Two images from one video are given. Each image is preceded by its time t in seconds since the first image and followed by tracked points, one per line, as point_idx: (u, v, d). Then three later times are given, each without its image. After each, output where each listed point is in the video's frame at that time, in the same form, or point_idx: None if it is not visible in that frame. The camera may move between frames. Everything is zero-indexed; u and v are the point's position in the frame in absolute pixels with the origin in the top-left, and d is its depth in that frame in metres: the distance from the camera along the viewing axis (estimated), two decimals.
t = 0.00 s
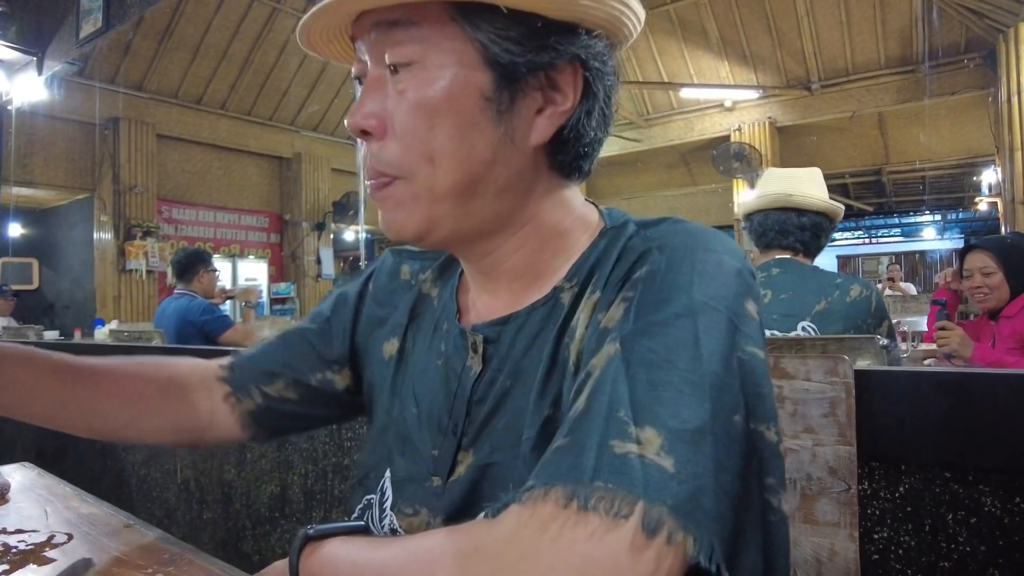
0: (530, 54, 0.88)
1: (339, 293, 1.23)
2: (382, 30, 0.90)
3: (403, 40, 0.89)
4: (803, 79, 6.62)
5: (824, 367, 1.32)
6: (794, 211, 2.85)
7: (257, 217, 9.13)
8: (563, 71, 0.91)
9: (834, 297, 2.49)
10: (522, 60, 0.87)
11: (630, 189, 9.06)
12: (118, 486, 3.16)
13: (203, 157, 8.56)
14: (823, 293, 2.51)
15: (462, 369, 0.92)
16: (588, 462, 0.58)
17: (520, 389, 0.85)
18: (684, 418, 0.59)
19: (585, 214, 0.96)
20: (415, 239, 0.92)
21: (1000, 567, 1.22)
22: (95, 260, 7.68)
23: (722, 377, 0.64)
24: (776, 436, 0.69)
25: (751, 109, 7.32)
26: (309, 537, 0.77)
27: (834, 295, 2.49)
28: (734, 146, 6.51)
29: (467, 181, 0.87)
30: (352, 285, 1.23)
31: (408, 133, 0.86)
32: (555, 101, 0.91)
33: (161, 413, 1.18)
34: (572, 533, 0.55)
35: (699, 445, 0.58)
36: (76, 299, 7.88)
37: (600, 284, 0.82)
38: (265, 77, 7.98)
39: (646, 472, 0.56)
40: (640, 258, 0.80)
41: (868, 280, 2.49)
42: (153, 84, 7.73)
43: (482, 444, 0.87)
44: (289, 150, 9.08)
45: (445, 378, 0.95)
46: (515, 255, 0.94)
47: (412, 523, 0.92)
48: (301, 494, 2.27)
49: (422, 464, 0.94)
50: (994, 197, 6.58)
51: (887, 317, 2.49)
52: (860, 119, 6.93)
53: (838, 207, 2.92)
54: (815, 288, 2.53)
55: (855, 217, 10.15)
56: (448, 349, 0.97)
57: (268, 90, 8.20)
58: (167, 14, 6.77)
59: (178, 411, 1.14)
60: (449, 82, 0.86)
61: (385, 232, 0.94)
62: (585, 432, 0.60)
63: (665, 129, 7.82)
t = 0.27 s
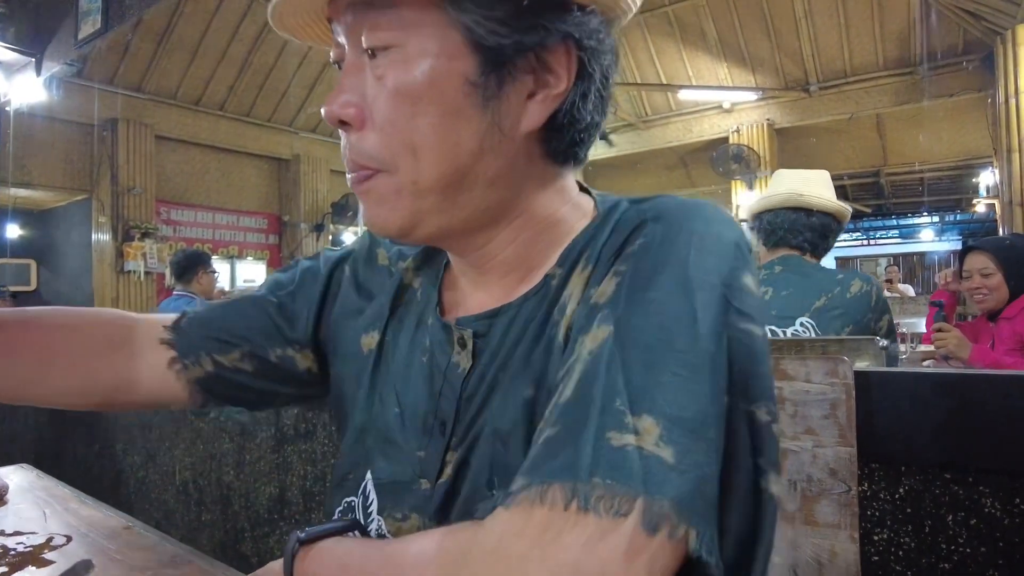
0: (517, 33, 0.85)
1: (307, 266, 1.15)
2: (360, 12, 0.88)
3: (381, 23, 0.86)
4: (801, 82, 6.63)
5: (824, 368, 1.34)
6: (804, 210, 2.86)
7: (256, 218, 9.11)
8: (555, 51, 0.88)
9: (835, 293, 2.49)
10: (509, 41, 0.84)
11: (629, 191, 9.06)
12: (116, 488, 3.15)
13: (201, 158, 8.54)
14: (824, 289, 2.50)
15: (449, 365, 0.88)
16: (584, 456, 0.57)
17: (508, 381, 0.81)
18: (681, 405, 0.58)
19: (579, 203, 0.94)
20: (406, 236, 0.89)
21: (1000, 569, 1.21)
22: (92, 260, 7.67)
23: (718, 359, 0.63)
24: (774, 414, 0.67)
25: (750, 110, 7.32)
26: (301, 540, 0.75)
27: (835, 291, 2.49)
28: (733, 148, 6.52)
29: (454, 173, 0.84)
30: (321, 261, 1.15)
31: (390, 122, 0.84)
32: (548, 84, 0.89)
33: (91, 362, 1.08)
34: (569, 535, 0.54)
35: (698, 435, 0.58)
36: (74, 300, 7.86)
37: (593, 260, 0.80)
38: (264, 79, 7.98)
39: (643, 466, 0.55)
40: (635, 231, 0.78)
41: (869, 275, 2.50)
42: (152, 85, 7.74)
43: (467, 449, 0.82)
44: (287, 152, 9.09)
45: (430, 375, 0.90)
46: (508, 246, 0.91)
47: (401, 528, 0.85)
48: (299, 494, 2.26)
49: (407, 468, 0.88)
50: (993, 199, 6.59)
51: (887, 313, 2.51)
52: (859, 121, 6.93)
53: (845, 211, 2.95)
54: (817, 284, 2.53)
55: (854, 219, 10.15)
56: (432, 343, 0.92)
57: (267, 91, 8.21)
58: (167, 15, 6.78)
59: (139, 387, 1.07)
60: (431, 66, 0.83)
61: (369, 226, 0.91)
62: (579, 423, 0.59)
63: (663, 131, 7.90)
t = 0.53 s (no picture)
0: (506, 32, 0.82)
1: (297, 266, 1.14)
2: (343, 15, 0.86)
3: (364, 26, 0.83)
4: (802, 82, 6.63)
5: (823, 374, 1.34)
6: (811, 211, 2.88)
7: (256, 218, 9.13)
8: (547, 46, 0.85)
9: (837, 292, 2.49)
10: (497, 40, 0.81)
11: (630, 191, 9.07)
12: (118, 488, 3.17)
13: (202, 158, 8.54)
14: (826, 288, 2.51)
15: (439, 370, 0.87)
16: (581, 461, 0.57)
17: (500, 382, 0.79)
18: (677, 407, 0.59)
19: (575, 204, 0.94)
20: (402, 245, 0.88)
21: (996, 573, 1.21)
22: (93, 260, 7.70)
23: (714, 355, 0.63)
24: (767, 410, 0.67)
25: (750, 110, 7.34)
26: (301, 549, 0.74)
27: (837, 290, 2.50)
28: (733, 148, 6.53)
29: (444, 180, 0.82)
30: (307, 263, 1.14)
31: (376, 129, 0.82)
32: (541, 81, 0.86)
33: (72, 367, 1.10)
34: (568, 543, 0.54)
35: (695, 437, 0.58)
36: (75, 301, 7.87)
37: (587, 250, 0.79)
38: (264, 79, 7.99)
39: (639, 471, 0.55)
40: (629, 222, 0.77)
41: (870, 273, 2.50)
42: (153, 86, 7.74)
43: (454, 449, 0.80)
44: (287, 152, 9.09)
45: (419, 381, 0.88)
46: (504, 249, 0.90)
47: (397, 537, 0.83)
48: (301, 496, 2.27)
49: (398, 474, 0.87)
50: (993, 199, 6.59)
51: (889, 311, 2.52)
52: (859, 122, 6.93)
53: (850, 215, 2.97)
54: (819, 284, 2.53)
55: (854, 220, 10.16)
56: (423, 349, 0.90)
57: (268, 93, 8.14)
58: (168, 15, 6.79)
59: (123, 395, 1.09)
60: (417, 68, 0.81)
61: (359, 235, 0.89)
62: (574, 427, 0.59)
63: (664, 131, 7.97)
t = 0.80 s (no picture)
0: (529, 53, 0.85)
1: (327, 271, 1.18)
2: (371, 40, 0.89)
3: (394, 51, 0.87)
4: (806, 81, 6.65)
5: (833, 375, 1.36)
6: (821, 212, 2.91)
7: (262, 217, 9.17)
8: (570, 63, 0.87)
9: (844, 291, 2.53)
10: (522, 62, 0.85)
11: (633, 189, 9.09)
12: (131, 485, 3.21)
13: (207, 157, 8.57)
14: (833, 287, 2.55)
15: (468, 367, 0.90)
16: (617, 456, 0.61)
17: (529, 379, 0.83)
18: (705, 405, 0.63)
19: (598, 209, 0.98)
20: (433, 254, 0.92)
21: (1001, 566, 1.25)
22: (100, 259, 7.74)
23: (736, 356, 0.67)
24: (785, 407, 0.72)
25: (752, 109, 7.37)
26: (341, 542, 0.78)
27: (844, 289, 2.53)
28: (737, 146, 6.54)
29: (473, 194, 0.86)
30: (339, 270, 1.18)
31: (408, 149, 0.86)
32: (564, 97, 0.88)
33: (125, 369, 1.14)
34: (607, 534, 0.58)
35: (721, 433, 0.62)
36: (82, 299, 7.91)
37: (613, 253, 0.83)
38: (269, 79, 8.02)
39: (672, 464, 0.60)
40: (653, 226, 0.81)
41: (877, 272, 2.54)
42: (158, 85, 7.77)
43: (484, 440, 0.84)
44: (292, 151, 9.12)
45: (445, 379, 0.92)
46: (531, 255, 0.94)
47: (431, 528, 0.86)
48: (315, 492, 2.30)
49: (426, 469, 0.90)
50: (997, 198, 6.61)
51: (896, 311, 2.54)
52: (863, 120, 6.95)
53: (859, 215, 3.00)
54: (827, 284, 2.57)
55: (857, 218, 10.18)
56: (450, 349, 0.94)
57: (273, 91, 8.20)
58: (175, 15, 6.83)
59: (169, 397, 1.13)
60: (447, 91, 0.84)
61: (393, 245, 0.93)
62: (608, 425, 0.63)
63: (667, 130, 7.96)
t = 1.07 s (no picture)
0: (553, 72, 0.87)
1: (368, 279, 1.24)
2: (406, 64, 0.92)
3: (428, 74, 0.90)
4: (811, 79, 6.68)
5: (845, 374, 1.39)
6: (829, 212, 2.94)
7: (269, 216, 9.23)
8: (591, 79, 0.90)
9: (854, 291, 2.56)
10: (546, 80, 0.87)
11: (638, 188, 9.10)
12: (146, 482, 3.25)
13: (216, 156, 8.64)
14: (844, 288, 2.58)
15: (500, 364, 0.94)
16: (651, 450, 0.65)
17: (558, 376, 0.86)
18: (732, 402, 0.67)
19: (623, 214, 1.02)
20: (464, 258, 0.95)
21: (1009, 561, 1.28)
22: (109, 257, 7.81)
23: (759, 357, 0.71)
24: (804, 404, 0.76)
25: (759, 107, 7.39)
26: (382, 533, 0.82)
27: (854, 289, 2.56)
28: (743, 145, 6.56)
29: (503, 206, 0.90)
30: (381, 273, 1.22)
31: (442, 166, 0.90)
32: (587, 110, 0.91)
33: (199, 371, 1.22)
34: (641, 523, 0.63)
35: (747, 429, 0.66)
36: (91, 297, 7.96)
37: (638, 257, 0.86)
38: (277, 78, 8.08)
39: (703, 457, 0.63)
40: (677, 232, 0.84)
41: (886, 272, 2.57)
42: (166, 85, 7.84)
43: (516, 432, 0.88)
44: (300, 150, 9.18)
45: (477, 375, 0.96)
46: (560, 258, 0.98)
47: (463, 515, 0.91)
48: (331, 490, 2.34)
49: (459, 459, 0.94)
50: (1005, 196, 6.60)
51: (904, 309, 2.59)
52: (870, 118, 6.96)
53: (865, 213, 3.04)
54: (837, 284, 2.60)
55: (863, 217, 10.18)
56: (482, 347, 0.98)
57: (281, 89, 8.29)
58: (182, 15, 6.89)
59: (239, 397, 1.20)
60: (476, 109, 0.88)
61: (430, 252, 0.98)
62: (641, 422, 0.67)
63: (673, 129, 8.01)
